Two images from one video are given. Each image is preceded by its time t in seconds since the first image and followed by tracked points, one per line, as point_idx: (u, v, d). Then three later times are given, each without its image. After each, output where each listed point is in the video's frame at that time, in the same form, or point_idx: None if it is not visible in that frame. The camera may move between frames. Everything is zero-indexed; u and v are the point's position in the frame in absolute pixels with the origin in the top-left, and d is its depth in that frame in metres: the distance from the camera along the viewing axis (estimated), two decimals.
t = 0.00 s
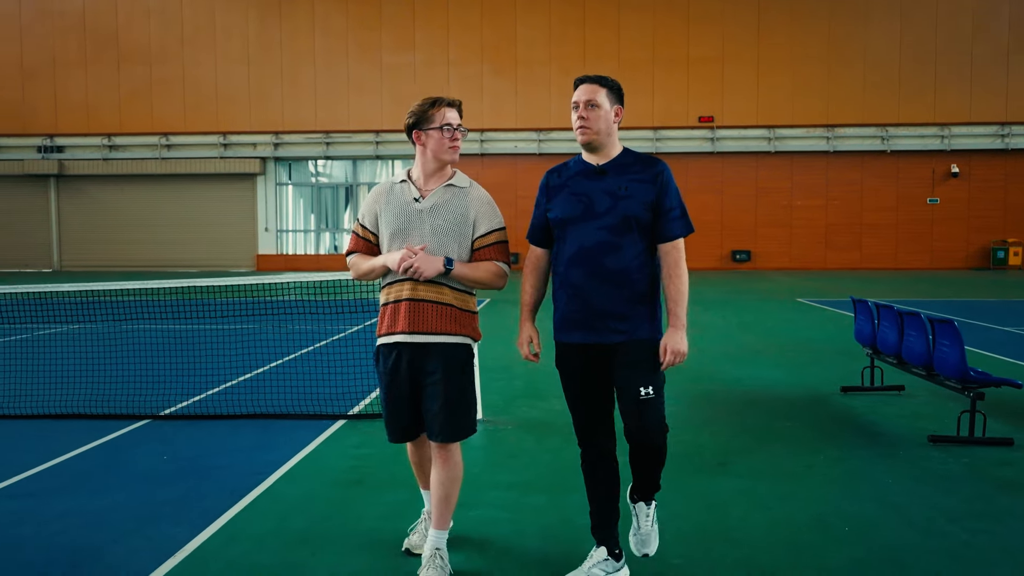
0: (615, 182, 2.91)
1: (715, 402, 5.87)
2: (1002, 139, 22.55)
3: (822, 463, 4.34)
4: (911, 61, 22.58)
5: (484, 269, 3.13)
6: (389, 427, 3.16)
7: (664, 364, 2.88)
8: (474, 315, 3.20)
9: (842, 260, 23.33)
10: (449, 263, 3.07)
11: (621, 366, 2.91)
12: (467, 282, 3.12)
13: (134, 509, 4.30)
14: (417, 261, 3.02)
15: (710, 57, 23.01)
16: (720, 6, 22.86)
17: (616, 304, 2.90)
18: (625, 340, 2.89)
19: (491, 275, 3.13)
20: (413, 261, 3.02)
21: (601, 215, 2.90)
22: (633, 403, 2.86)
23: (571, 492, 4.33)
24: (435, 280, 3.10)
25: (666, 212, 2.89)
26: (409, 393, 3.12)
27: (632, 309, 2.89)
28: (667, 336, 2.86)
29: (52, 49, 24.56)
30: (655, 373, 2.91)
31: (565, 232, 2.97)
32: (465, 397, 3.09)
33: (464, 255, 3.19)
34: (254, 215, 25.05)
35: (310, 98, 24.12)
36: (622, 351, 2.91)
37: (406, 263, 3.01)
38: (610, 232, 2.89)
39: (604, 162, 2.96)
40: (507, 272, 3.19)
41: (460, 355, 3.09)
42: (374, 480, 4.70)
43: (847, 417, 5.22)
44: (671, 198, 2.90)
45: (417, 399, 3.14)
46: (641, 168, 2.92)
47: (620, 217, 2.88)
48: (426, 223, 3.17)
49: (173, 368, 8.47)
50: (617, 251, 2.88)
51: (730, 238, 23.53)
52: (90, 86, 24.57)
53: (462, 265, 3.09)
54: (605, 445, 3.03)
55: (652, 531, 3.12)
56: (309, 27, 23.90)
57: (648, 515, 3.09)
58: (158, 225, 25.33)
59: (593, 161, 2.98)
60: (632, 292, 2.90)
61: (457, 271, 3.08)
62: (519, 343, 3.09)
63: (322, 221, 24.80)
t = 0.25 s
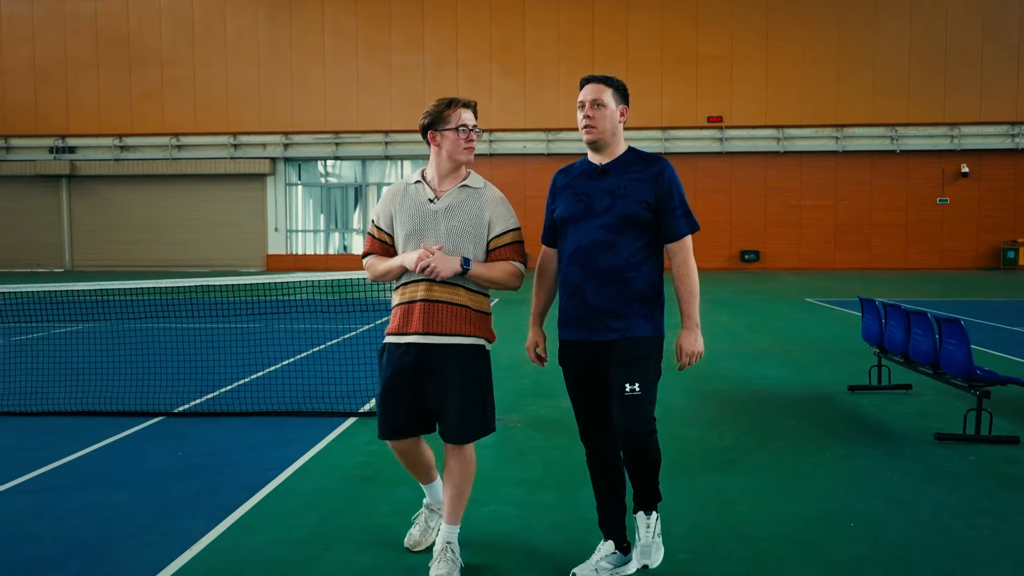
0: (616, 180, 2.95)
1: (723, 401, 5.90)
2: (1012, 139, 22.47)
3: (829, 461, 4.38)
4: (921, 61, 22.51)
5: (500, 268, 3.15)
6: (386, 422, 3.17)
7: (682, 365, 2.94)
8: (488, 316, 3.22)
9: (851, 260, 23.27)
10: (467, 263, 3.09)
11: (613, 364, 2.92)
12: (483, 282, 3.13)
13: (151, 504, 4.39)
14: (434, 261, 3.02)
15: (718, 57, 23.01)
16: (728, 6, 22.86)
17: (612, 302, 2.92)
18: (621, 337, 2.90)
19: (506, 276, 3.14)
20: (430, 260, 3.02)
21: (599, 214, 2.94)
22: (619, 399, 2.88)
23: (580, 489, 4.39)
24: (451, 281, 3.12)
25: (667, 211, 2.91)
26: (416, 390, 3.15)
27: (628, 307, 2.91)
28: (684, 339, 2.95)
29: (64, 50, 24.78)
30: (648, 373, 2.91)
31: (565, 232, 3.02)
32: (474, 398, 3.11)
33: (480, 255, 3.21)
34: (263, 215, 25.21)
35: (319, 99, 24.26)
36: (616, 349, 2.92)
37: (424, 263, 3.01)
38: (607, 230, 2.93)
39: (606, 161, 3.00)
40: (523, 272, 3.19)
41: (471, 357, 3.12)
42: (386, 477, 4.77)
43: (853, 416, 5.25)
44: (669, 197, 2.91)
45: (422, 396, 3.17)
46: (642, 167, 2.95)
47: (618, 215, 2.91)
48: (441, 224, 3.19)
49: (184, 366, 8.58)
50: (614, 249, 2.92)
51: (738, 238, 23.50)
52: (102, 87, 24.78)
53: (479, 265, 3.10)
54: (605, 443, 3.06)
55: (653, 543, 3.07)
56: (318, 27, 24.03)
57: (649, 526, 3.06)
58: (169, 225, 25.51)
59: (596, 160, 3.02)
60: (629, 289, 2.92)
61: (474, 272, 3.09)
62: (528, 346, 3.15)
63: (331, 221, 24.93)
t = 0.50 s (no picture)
0: (622, 181, 2.95)
1: (729, 398, 5.96)
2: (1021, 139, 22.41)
3: (833, 457, 4.43)
4: (930, 61, 22.46)
5: (513, 267, 3.18)
6: (394, 417, 3.17)
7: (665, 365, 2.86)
8: (499, 314, 3.26)
9: (860, 260, 23.23)
10: (481, 265, 3.11)
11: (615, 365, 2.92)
12: (497, 283, 3.16)
13: (168, 498, 4.49)
14: (450, 266, 3.05)
15: (726, 57, 23.02)
16: (736, 7, 22.86)
17: (614, 304, 2.92)
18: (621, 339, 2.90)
19: (518, 273, 3.17)
20: (446, 266, 3.05)
21: (603, 214, 2.95)
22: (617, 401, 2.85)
23: (588, 484, 4.46)
24: (466, 283, 3.12)
25: (671, 212, 2.85)
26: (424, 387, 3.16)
27: (628, 309, 2.91)
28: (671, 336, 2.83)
29: (75, 51, 24.99)
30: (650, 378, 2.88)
31: (572, 231, 3.05)
32: (484, 398, 3.13)
33: (493, 256, 3.22)
34: (273, 216, 25.39)
35: (329, 100, 24.41)
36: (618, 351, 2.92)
37: (440, 268, 3.04)
38: (612, 231, 2.93)
39: (614, 161, 3.00)
40: (536, 269, 3.25)
41: (483, 357, 3.15)
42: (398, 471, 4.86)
43: (859, 414, 5.30)
44: (674, 198, 2.86)
45: (429, 392, 3.19)
46: (649, 167, 2.94)
47: (621, 216, 2.91)
48: (453, 225, 3.19)
49: (197, 364, 8.70)
50: (616, 251, 2.92)
51: (747, 238, 23.50)
52: (113, 88, 25.00)
53: (493, 267, 3.12)
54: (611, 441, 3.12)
55: None
56: (328, 28, 24.17)
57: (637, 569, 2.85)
58: (179, 225, 25.72)
59: (605, 160, 3.03)
60: (631, 291, 2.91)
61: (489, 274, 3.12)
62: (534, 340, 3.21)
63: (341, 221, 25.10)
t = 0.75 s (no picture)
0: (627, 185, 2.98)
1: (733, 398, 6.01)
2: None
3: (836, 456, 4.48)
4: (937, 62, 22.42)
5: (516, 269, 3.22)
6: (402, 418, 3.18)
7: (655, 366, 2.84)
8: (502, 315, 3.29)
9: (867, 260, 23.22)
10: (486, 267, 3.15)
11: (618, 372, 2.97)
12: (501, 284, 3.20)
13: (180, 495, 4.58)
14: (455, 269, 3.08)
15: (732, 58, 23.02)
16: (742, 7, 22.85)
17: (617, 309, 2.97)
18: (623, 345, 2.94)
19: (521, 274, 3.22)
20: (451, 268, 3.09)
21: (608, 219, 3.00)
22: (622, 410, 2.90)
23: (593, 483, 4.53)
24: (470, 284, 3.16)
25: (675, 217, 2.88)
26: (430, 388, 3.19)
27: (631, 315, 2.95)
28: (663, 338, 2.82)
29: (83, 53, 25.16)
30: (653, 386, 2.92)
31: (578, 235, 3.11)
32: (489, 399, 3.18)
33: (496, 257, 3.26)
34: (280, 216, 25.51)
35: (336, 101, 24.52)
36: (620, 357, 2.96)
37: (446, 271, 3.07)
38: (615, 237, 2.98)
39: (620, 164, 3.03)
40: (536, 270, 3.30)
41: (491, 358, 3.20)
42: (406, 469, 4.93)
43: (862, 413, 5.34)
44: (678, 203, 2.88)
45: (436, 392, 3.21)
46: (654, 171, 2.96)
47: (625, 221, 2.95)
48: (456, 228, 3.22)
49: (207, 364, 8.81)
50: (619, 256, 2.97)
51: (753, 239, 23.49)
52: (121, 89, 25.16)
53: (497, 268, 3.16)
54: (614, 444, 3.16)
55: None
56: (334, 29, 24.28)
57: None
58: (187, 226, 25.87)
59: (611, 164, 3.06)
60: (633, 297, 2.96)
61: (493, 275, 3.16)
62: (536, 342, 3.22)
63: (347, 221, 25.21)
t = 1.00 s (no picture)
0: (633, 184, 3.00)
1: (736, 398, 6.05)
2: None
3: (837, 456, 4.53)
4: (944, 61, 22.36)
5: (511, 269, 3.26)
6: (409, 424, 3.19)
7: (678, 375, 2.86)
8: (498, 316, 3.33)
9: (874, 261, 23.18)
10: (482, 270, 3.17)
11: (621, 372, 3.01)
12: (497, 285, 3.23)
13: (192, 491, 4.67)
14: (453, 274, 3.08)
15: (739, 58, 23.02)
16: (749, 8, 22.85)
17: (620, 308, 3.01)
18: (627, 345, 2.98)
19: (515, 273, 3.26)
20: (449, 273, 3.08)
21: (613, 218, 3.03)
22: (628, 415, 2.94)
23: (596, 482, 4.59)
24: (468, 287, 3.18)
25: (681, 217, 2.88)
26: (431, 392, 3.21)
27: (635, 315, 2.99)
28: (685, 349, 2.84)
29: (93, 54, 25.34)
30: (659, 390, 2.96)
31: (584, 233, 3.14)
32: (490, 399, 3.24)
33: (490, 259, 3.30)
34: (288, 217, 25.65)
35: (343, 102, 24.64)
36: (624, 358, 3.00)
37: (444, 276, 3.07)
38: (619, 236, 3.01)
39: (628, 163, 3.05)
40: (529, 268, 3.33)
41: (492, 360, 3.25)
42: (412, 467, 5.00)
43: (864, 412, 5.39)
44: (684, 202, 2.88)
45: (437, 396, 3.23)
46: (661, 170, 2.97)
47: (629, 220, 2.97)
48: (450, 231, 3.24)
49: (215, 364, 8.91)
50: (624, 256, 3.00)
51: (759, 239, 23.48)
52: (130, 90, 25.34)
53: (494, 270, 3.20)
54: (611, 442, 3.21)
55: None
56: (342, 30, 24.39)
57: None
58: (195, 226, 26.04)
59: (619, 161, 3.08)
60: (637, 296, 2.99)
61: (490, 277, 3.18)
62: (539, 338, 3.27)
63: (355, 222, 25.33)
